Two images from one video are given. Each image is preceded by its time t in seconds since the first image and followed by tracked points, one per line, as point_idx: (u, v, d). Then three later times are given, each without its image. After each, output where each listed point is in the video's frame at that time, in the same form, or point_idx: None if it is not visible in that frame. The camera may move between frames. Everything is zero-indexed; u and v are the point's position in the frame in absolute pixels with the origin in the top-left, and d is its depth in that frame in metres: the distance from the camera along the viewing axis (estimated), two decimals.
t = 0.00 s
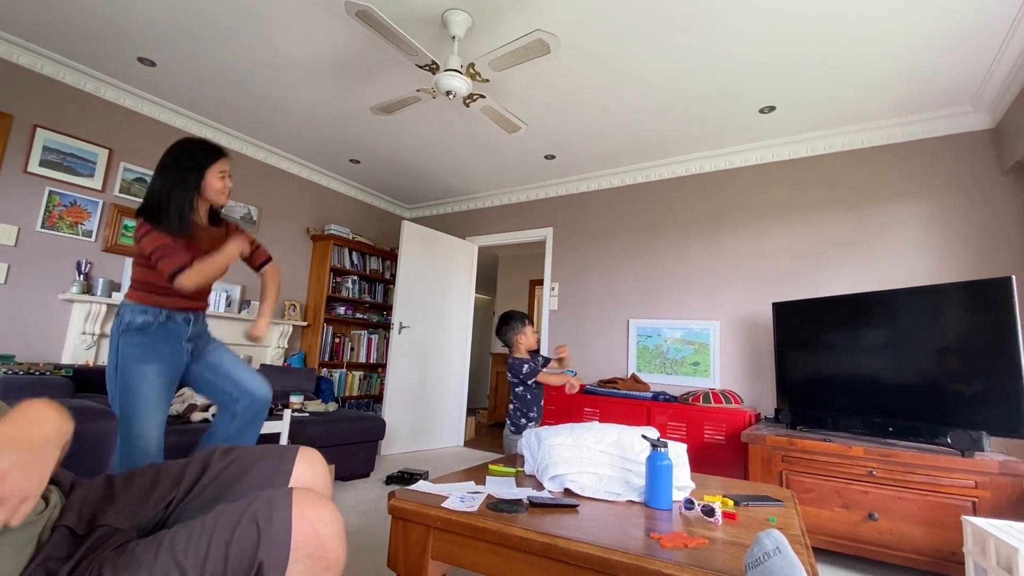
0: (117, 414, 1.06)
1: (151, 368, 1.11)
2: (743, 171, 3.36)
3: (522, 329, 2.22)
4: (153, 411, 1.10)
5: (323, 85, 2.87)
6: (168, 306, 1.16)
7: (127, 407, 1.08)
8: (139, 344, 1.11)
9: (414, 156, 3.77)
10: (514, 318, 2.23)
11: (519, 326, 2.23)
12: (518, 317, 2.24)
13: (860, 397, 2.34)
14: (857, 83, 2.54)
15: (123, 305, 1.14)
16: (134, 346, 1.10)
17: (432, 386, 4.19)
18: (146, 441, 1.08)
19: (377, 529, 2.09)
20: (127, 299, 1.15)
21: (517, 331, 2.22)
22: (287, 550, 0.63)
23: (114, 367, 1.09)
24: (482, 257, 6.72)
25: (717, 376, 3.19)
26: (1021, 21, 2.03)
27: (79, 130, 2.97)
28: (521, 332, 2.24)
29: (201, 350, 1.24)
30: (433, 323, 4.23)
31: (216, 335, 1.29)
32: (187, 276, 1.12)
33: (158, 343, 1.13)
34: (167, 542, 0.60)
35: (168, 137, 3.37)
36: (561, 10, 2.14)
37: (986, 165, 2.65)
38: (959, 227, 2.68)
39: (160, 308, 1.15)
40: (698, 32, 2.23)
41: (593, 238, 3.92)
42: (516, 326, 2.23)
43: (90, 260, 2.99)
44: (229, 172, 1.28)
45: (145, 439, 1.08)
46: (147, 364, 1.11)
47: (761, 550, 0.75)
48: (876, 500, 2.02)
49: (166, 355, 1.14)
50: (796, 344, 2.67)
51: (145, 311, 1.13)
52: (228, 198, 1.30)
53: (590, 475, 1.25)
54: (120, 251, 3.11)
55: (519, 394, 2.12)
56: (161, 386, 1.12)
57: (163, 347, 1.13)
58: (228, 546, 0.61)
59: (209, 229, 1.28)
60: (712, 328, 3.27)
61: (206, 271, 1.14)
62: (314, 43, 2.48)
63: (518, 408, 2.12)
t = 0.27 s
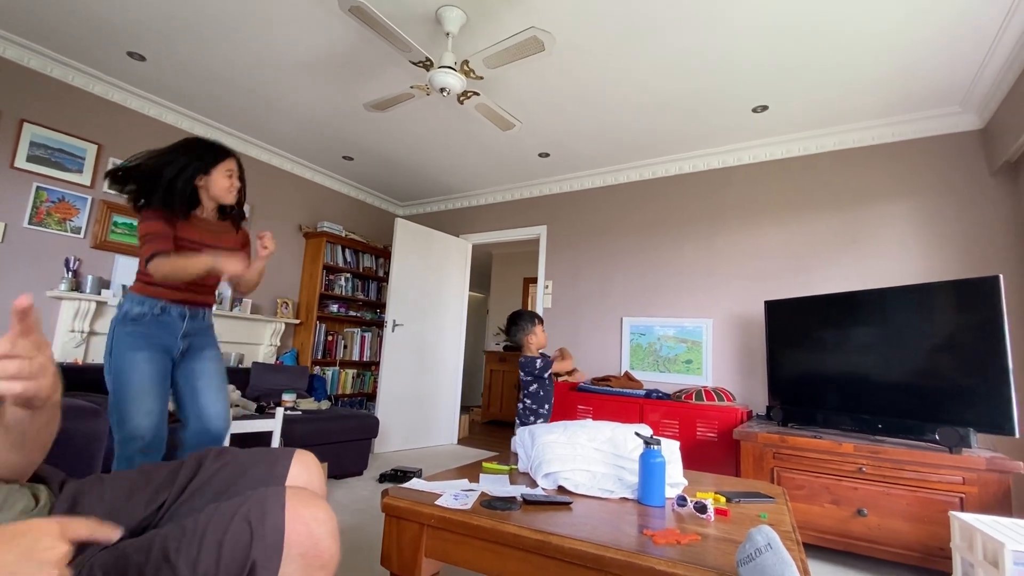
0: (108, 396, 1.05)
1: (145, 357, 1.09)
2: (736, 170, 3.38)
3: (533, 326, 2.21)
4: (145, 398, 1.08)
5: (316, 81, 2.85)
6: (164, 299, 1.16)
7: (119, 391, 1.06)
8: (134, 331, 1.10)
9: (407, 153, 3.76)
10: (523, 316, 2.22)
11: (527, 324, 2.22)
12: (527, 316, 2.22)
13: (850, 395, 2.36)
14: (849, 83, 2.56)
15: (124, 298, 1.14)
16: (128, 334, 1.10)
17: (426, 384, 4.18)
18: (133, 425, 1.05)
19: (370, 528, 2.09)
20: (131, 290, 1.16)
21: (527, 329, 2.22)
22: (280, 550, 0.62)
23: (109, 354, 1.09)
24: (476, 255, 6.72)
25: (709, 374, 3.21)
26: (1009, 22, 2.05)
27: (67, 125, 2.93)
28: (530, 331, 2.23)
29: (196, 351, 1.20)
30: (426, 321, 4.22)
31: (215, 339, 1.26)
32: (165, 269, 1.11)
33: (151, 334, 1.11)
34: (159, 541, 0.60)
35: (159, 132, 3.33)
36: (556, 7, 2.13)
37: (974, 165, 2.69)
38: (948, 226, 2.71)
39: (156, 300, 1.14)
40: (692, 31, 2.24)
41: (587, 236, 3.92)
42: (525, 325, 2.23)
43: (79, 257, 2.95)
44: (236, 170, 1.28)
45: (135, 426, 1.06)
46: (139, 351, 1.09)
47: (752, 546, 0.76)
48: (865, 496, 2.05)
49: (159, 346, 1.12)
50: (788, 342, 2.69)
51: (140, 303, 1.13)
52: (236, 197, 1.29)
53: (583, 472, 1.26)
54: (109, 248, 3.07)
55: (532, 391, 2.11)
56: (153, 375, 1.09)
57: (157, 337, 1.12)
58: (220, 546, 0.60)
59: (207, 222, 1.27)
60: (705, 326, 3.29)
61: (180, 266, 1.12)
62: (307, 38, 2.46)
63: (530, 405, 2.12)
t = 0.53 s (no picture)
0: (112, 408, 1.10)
1: (142, 367, 1.15)
2: (726, 167, 3.40)
3: (550, 326, 2.15)
4: (148, 403, 1.15)
5: (304, 73, 2.81)
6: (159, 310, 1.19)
7: (122, 402, 1.12)
8: (129, 344, 1.15)
9: (397, 148, 3.73)
10: (540, 315, 2.14)
11: (543, 324, 2.15)
12: (542, 314, 2.14)
13: (835, 390, 2.40)
14: (837, 82, 2.58)
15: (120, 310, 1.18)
16: (124, 347, 1.14)
17: (416, 379, 4.17)
18: (141, 430, 1.12)
19: (360, 524, 2.08)
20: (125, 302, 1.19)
21: (544, 328, 2.15)
22: (270, 547, 0.62)
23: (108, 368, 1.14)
24: (466, 250, 6.70)
25: (697, 369, 3.24)
26: (994, 24, 2.09)
27: (49, 116, 2.86)
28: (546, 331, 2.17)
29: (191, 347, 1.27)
30: (416, 316, 4.21)
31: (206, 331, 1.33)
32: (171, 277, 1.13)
33: (147, 344, 1.16)
34: (147, 540, 0.60)
35: (143, 124, 3.27)
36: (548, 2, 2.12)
37: (958, 164, 2.73)
38: (931, 224, 2.75)
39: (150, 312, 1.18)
40: (683, 28, 2.24)
41: (577, 232, 3.93)
42: (542, 324, 2.16)
43: (61, 251, 2.89)
44: (219, 179, 1.29)
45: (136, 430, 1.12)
46: (136, 361, 1.14)
47: (740, 540, 0.77)
48: (849, 489, 2.08)
49: (156, 356, 1.17)
50: (775, 338, 2.72)
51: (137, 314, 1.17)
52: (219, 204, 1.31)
53: (574, 468, 1.26)
54: (93, 242, 3.01)
55: (548, 390, 2.09)
56: (152, 383, 1.16)
57: (154, 347, 1.17)
58: (209, 545, 0.60)
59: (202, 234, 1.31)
60: (693, 322, 3.31)
61: (190, 269, 1.15)
62: (296, 30, 2.42)
63: (545, 402, 2.10)
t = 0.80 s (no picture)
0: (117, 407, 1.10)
1: (147, 369, 1.14)
2: (713, 165, 3.43)
3: (562, 320, 2.18)
4: (151, 408, 1.13)
5: (291, 66, 2.76)
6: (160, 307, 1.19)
7: (125, 405, 1.11)
8: (134, 344, 1.14)
9: (386, 142, 3.69)
10: (552, 311, 2.18)
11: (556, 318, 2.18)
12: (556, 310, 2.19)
13: (819, 385, 2.44)
14: (823, 82, 2.61)
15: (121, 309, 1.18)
16: (131, 349, 1.13)
17: (404, 376, 4.16)
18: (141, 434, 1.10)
19: (348, 521, 2.07)
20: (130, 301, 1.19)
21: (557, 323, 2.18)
22: (259, 546, 0.61)
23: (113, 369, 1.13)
24: (455, 246, 6.67)
25: (684, 365, 3.27)
26: (976, 26, 2.12)
27: (26, 106, 2.78)
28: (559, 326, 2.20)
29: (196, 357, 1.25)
30: (405, 313, 4.18)
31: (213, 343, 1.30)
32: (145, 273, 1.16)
33: (153, 346, 1.15)
34: (132, 539, 0.58)
35: (125, 116, 3.20)
36: None
37: (939, 164, 2.78)
38: (912, 223, 2.81)
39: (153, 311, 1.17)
40: (674, 26, 2.25)
41: (566, 229, 3.94)
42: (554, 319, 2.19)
43: (39, 245, 2.82)
44: (222, 182, 1.28)
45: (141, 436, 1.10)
46: (142, 363, 1.13)
47: (728, 534, 0.78)
48: (832, 483, 2.12)
49: (161, 357, 1.16)
50: (760, 335, 2.76)
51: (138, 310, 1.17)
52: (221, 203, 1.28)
53: (562, 464, 1.27)
54: (73, 236, 2.94)
55: (560, 382, 2.10)
56: (156, 387, 1.14)
57: (159, 349, 1.16)
58: (196, 544, 0.59)
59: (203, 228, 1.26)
60: (680, 319, 3.34)
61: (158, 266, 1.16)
62: (284, 21, 2.38)
63: (557, 395, 2.11)
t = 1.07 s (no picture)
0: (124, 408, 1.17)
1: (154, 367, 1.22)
2: (708, 165, 3.44)
3: (580, 322, 2.09)
4: (157, 403, 1.21)
5: (285, 62, 2.75)
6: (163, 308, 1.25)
7: (134, 400, 1.19)
8: (140, 345, 1.21)
9: (381, 140, 3.68)
10: (571, 314, 2.10)
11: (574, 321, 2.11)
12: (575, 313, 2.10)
13: (812, 384, 2.46)
14: (817, 82, 2.63)
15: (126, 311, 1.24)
16: (137, 347, 1.21)
17: (399, 374, 4.15)
18: (153, 429, 1.19)
19: (343, 520, 2.07)
20: (131, 304, 1.25)
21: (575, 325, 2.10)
22: (253, 545, 0.61)
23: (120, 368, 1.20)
24: (451, 245, 6.66)
25: (678, 364, 3.29)
26: (968, 28, 2.14)
27: (16, 102, 2.75)
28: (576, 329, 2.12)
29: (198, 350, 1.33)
30: (400, 311, 4.17)
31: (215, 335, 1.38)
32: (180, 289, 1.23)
33: (157, 344, 1.22)
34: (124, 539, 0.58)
35: (117, 112, 3.17)
36: None
37: (932, 165, 2.80)
38: (904, 223, 2.83)
39: (157, 311, 1.24)
40: (669, 26, 2.25)
41: (561, 227, 3.94)
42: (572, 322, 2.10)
43: (30, 242, 2.79)
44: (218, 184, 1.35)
45: (147, 428, 1.19)
46: (148, 361, 1.21)
47: (722, 532, 0.78)
48: (824, 481, 2.14)
49: (165, 355, 1.23)
50: (754, 333, 2.77)
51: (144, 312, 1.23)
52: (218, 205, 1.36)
53: (557, 462, 1.27)
54: (64, 232, 2.92)
55: (575, 384, 1.99)
56: (163, 382, 1.22)
57: (163, 347, 1.23)
58: (189, 544, 0.59)
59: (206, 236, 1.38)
60: (675, 317, 3.36)
61: (201, 284, 1.25)
62: (277, 18, 2.37)
63: (570, 399, 1.99)
